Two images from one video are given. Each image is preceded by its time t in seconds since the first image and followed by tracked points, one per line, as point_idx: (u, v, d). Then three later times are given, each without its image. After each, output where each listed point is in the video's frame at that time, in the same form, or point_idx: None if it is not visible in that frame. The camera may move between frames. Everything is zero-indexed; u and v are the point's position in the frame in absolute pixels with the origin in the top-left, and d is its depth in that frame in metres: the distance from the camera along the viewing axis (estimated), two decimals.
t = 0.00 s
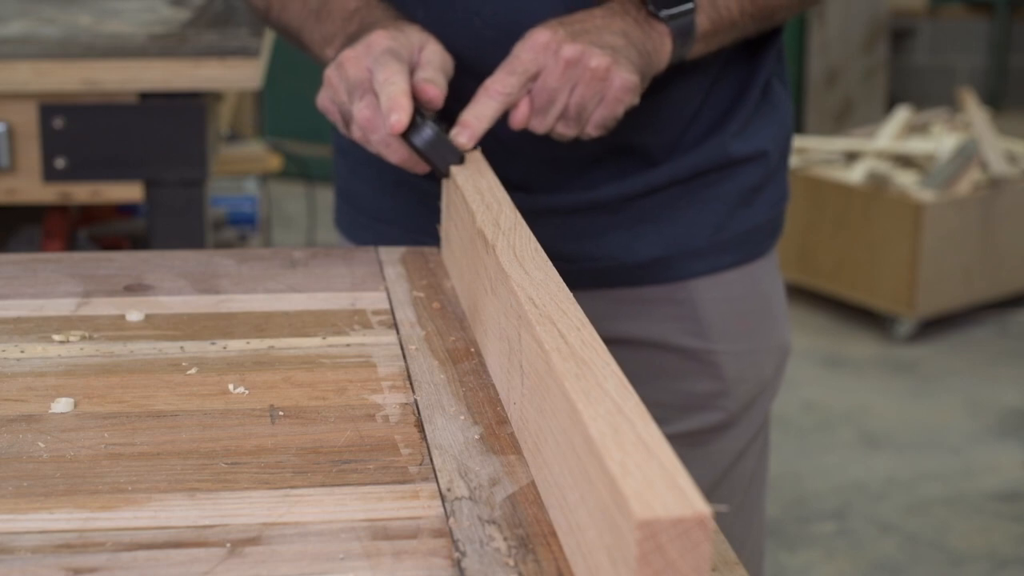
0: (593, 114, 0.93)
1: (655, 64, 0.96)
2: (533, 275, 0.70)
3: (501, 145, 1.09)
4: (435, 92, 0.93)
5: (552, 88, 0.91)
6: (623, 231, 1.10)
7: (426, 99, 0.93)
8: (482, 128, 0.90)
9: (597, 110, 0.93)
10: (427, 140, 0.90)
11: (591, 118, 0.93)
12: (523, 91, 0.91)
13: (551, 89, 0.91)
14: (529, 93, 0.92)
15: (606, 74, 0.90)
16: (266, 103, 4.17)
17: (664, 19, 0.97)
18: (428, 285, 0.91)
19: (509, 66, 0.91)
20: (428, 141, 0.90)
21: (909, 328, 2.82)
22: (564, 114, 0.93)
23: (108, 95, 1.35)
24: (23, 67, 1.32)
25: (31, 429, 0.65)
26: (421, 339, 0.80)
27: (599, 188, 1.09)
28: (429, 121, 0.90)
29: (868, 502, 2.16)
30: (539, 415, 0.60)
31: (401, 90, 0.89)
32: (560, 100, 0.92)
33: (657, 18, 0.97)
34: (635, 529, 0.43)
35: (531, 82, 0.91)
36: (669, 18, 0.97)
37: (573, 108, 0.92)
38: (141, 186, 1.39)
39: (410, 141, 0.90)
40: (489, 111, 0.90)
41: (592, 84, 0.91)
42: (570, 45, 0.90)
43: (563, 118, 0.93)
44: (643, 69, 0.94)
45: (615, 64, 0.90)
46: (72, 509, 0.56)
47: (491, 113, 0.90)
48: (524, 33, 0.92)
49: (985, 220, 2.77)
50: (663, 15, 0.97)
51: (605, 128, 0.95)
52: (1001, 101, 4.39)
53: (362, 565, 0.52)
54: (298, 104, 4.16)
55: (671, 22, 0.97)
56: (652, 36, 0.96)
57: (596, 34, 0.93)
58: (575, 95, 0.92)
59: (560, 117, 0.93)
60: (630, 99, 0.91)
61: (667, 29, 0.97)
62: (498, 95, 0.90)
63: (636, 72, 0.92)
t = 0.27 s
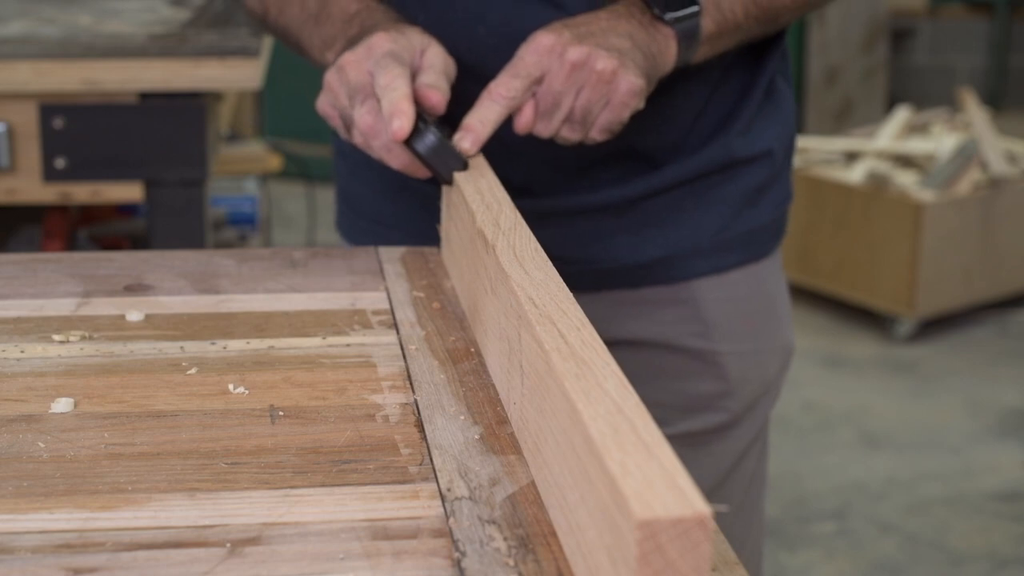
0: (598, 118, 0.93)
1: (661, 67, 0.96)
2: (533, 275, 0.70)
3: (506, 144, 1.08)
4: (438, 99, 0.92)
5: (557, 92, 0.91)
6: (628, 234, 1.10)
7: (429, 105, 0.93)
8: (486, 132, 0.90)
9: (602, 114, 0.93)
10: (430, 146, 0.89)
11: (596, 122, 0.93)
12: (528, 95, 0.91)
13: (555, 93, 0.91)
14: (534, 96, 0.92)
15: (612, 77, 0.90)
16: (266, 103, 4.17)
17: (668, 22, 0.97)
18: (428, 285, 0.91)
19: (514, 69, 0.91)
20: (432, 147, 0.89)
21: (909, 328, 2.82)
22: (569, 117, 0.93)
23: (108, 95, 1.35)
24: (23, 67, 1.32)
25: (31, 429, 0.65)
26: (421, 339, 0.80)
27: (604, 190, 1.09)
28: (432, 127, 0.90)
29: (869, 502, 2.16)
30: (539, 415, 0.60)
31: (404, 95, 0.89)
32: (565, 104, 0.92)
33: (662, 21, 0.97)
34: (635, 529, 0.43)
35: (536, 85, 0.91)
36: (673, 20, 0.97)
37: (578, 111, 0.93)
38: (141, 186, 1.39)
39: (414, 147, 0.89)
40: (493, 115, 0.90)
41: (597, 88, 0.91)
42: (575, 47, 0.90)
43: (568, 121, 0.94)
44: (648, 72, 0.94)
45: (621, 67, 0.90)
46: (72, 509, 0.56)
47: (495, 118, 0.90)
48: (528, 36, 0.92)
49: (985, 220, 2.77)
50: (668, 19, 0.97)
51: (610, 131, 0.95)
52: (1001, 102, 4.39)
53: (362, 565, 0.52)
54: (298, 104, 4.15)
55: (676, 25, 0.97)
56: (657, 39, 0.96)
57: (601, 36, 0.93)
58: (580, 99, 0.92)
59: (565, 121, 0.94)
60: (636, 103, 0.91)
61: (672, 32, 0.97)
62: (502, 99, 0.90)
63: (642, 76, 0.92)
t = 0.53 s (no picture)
0: (609, 131, 0.91)
1: (671, 81, 0.94)
2: (533, 275, 0.70)
3: (518, 151, 1.08)
4: (440, 104, 0.92)
5: (568, 104, 0.89)
6: (642, 238, 1.10)
7: (431, 111, 0.92)
8: (494, 144, 0.87)
9: (613, 127, 0.90)
10: (435, 159, 0.88)
11: (607, 135, 0.91)
12: (538, 106, 0.89)
13: (566, 105, 0.89)
14: (543, 108, 0.90)
15: (624, 90, 0.87)
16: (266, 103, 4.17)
17: (678, 33, 0.93)
18: (428, 285, 0.91)
19: (522, 79, 0.88)
20: (437, 160, 0.88)
21: (909, 328, 2.82)
22: (579, 131, 0.91)
23: (108, 95, 1.35)
24: (23, 67, 1.32)
25: (31, 429, 0.65)
26: (421, 339, 0.80)
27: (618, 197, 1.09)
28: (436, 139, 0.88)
29: (869, 502, 2.16)
30: (539, 414, 0.60)
31: (407, 106, 0.87)
32: (576, 117, 0.90)
33: (671, 32, 0.94)
34: (635, 529, 0.43)
35: (545, 96, 0.89)
36: (683, 31, 0.93)
37: (588, 125, 0.90)
38: (141, 186, 1.39)
39: (418, 160, 0.88)
40: (501, 126, 0.87)
41: (608, 100, 0.88)
42: (586, 58, 0.88)
43: (578, 135, 0.92)
44: (660, 85, 0.91)
45: (633, 79, 0.87)
46: (72, 509, 0.56)
47: (503, 129, 0.87)
48: (539, 46, 0.90)
49: (985, 220, 2.77)
50: (676, 29, 0.93)
51: (621, 146, 0.93)
52: (1002, 102, 4.39)
53: (363, 565, 0.52)
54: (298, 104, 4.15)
55: (686, 37, 0.93)
56: (666, 51, 0.94)
57: (613, 48, 0.90)
58: (591, 112, 0.89)
59: (575, 134, 0.92)
60: (647, 117, 0.89)
61: (682, 44, 0.94)
62: (510, 109, 0.87)
63: (654, 88, 0.89)
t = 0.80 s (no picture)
0: (628, 153, 0.87)
1: (693, 101, 0.90)
2: (532, 275, 0.70)
3: (535, 166, 1.07)
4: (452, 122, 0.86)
5: (587, 125, 0.84)
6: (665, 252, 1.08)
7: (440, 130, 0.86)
8: (508, 164, 0.81)
9: (633, 149, 0.86)
10: (445, 180, 0.82)
11: (626, 158, 0.87)
12: (555, 127, 0.84)
13: (585, 126, 0.84)
14: (561, 130, 0.85)
15: (645, 110, 0.83)
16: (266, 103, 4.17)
17: (699, 52, 0.89)
18: (428, 286, 0.91)
19: (539, 97, 0.83)
20: (447, 181, 0.82)
21: (909, 328, 2.82)
22: (598, 153, 0.87)
23: (108, 95, 1.35)
24: (23, 67, 1.32)
25: (31, 429, 0.65)
26: (421, 339, 0.80)
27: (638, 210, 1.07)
28: (447, 159, 0.82)
29: (869, 502, 2.16)
30: (539, 415, 0.60)
31: (415, 123, 0.82)
32: (594, 139, 0.85)
33: (692, 50, 0.90)
34: (635, 529, 0.43)
35: (563, 116, 0.84)
36: (704, 50, 0.89)
37: (608, 146, 0.86)
38: (141, 186, 1.39)
39: (427, 182, 0.82)
40: (517, 145, 0.81)
41: (629, 121, 0.84)
42: (606, 77, 0.83)
43: (597, 158, 0.87)
44: (681, 105, 0.87)
45: (655, 99, 0.83)
46: (72, 509, 0.56)
47: (519, 147, 0.81)
48: (555, 64, 0.85)
49: (986, 221, 2.78)
50: (697, 47, 0.89)
51: (640, 168, 0.89)
52: (1002, 102, 4.39)
53: (363, 565, 0.52)
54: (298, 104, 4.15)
55: (708, 55, 0.89)
56: (687, 71, 0.90)
57: (633, 67, 0.86)
58: (610, 133, 0.85)
59: (592, 157, 0.87)
60: (669, 138, 0.85)
61: (704, 63, 0.90)
62: (526, 126, 0.82)
63: (676, 109, 0.85)
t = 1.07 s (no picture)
0: (657, 183, 0.79)
1: (725, 127, 0.82)
2: (532, 275, 0.70)
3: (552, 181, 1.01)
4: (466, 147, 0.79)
5: (612, 153, 0.77)
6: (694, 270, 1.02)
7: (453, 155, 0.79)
8: (526, 193, 0.75)
9: (662, 178, 0.79)
10: (459, 210, 0.75)
11: (654, 187, 0.80)
12: (577, 155, 0.77)
13: (610, 153, 0.77)
14: (583, 157, 0.78)
15: (676, 138, 0.75)
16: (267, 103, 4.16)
17: (732, 75, 0.81)
18: (428, 286, 0.91)
19: (560, 122, 0.76)
20: (461, 212, 0.75)
21: (909, 328, 2.82)
22: (623, 182, 0.79)
23: (108, 95, 1.35)
24: (23, 67, 1.32)
25: (31, 429, 0.65)
26: (421, 339, 0.80)
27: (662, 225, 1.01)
28: (461, 188, 0.75)
29: (869, 502, 2.16)
30: (539, 415, 0.60)
31: (425, 148, 0.74)
32: (620, 167, 0.78)
33: (724, 73, 0.81)
34: (635, 529, 0.43)
35: (586, 143, 0.77)
36: (737, 73, 0.81)
37: (634, 175, 0.79)
38: (141, 186, 1.39)
39: (440, 213, 0.75)
40: (537, 174, 0.75)
41: (657, 150, 0.76)
42: (633, 101, 0.75)
43: (622, 187, 0.80)
44: (713, 133, 0.79)
45: (686, 127, 0.75)
46: (72, 509, 0.56)
47: (539, 176, 0.75)
48: (579, 86, 0.77)
49: (986, 221, 2.77)
50: (729, 70, 0.81)
51: (670, 199, 0.81)
52: (1003, 103, 4.40)
53: (363, 565, 0.52)
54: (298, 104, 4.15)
55: (739, 79, 0.81)
56: (718, 95, 0.81)
57: (661, 90, 0.78)
58: (637, 161, 0.77)
59: (618, 186, 0.80)
60: (700, 169, 0.77)
61: (736, 87, 0.82)
62: (546, 153, 0.75)
63: (708, 136, 0.77)
